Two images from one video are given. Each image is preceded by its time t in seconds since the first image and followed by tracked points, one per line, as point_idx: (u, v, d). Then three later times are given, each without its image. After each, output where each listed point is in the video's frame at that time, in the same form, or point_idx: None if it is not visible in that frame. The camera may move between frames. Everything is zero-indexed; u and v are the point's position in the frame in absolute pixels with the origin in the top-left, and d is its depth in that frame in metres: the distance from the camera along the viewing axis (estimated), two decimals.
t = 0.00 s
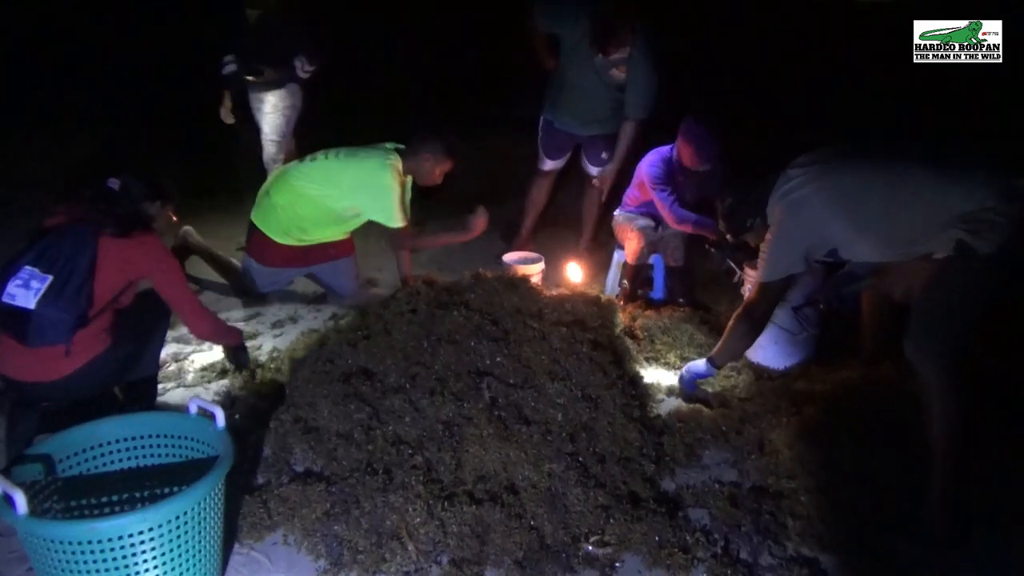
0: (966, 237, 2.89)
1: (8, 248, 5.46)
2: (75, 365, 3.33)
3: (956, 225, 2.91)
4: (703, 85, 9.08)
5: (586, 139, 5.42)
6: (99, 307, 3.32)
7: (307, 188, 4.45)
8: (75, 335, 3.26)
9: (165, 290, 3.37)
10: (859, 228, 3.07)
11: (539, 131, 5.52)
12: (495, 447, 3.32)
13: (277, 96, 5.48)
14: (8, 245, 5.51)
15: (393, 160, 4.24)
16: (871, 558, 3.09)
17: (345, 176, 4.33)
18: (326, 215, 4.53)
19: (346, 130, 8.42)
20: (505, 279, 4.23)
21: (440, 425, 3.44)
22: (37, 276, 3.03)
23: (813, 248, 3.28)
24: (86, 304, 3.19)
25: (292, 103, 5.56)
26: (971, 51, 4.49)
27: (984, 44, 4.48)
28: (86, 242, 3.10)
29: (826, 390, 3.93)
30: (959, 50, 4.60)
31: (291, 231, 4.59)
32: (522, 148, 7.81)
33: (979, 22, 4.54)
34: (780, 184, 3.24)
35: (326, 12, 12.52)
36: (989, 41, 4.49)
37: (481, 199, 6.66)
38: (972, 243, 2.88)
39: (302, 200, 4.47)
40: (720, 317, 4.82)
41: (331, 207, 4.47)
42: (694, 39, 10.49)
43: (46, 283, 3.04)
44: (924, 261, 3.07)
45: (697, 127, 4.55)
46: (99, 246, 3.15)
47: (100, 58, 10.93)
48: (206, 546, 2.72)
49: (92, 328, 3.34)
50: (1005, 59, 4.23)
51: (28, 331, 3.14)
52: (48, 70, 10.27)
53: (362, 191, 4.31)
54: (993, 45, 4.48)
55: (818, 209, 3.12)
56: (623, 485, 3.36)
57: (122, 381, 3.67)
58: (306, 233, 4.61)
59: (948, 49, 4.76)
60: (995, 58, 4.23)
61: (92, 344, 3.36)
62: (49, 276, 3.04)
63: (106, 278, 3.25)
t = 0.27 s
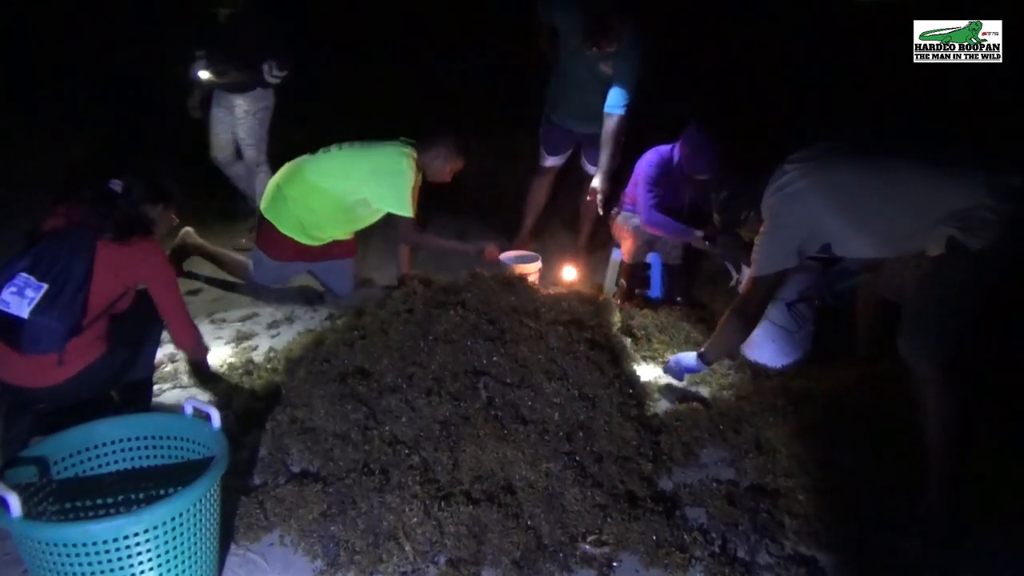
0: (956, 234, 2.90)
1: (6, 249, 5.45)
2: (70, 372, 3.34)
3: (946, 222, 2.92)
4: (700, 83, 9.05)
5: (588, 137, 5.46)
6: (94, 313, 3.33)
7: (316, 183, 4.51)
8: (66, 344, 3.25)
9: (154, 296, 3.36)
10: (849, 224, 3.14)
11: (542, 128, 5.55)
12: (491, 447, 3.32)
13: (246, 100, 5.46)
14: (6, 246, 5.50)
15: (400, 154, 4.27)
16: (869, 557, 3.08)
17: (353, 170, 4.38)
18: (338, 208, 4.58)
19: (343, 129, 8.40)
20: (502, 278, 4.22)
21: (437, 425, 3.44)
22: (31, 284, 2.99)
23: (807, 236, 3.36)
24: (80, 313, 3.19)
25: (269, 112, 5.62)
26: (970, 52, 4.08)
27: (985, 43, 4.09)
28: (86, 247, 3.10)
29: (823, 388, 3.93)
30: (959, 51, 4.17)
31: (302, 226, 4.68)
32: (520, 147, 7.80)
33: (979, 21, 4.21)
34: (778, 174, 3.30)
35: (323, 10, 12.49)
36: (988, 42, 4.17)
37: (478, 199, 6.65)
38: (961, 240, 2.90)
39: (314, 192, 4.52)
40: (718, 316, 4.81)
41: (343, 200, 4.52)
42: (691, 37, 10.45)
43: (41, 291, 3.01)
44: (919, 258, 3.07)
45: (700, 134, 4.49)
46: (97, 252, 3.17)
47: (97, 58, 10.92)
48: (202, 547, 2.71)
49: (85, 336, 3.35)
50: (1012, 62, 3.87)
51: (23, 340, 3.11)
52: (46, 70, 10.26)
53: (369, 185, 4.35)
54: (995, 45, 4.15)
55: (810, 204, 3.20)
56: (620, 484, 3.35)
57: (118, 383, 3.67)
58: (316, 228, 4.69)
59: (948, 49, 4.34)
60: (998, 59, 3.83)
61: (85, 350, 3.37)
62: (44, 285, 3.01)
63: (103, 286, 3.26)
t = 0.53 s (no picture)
0: (954, 232, 2.90)
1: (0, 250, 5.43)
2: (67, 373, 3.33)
3: (944, 221, 2.92)
4: (697, 81, 9.04)
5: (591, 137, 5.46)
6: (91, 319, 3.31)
7: (319, 182, 4.57)
8: (62, 346, 3.24)
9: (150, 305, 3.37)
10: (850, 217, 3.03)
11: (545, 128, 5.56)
12: (488, 447, 3.31)
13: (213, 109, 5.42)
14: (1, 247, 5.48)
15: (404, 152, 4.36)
16: (867, 556, 3.07)
17: (356, 169, 4.45)
18: (340, 207, 4.65)
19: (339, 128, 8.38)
20: (499, 278, 4.22)
21: (433, 425, 3.44)
22: (27, 286, 3.00)
23: (803, 241, 3.21)
24: (77, 316, 3.16)
25: (234, 128, 5.56)
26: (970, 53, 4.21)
27: (984, 44, 4.25)
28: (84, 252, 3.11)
29: (821, 387, 3.93)
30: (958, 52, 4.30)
31: (304, 225, 4.73)
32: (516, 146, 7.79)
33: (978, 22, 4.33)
34: (772, 175, 3.18)
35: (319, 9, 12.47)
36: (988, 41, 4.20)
37: (475, 199, 6.64)
38: (960, 238, 2.90)
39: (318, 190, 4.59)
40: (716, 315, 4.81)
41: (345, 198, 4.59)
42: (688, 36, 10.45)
43: (36, 293, 3.01)
44: (915, 257, 3.07)
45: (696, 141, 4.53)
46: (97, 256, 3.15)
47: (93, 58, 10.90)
48: (197, 549, 2.70)
49: (80, 340, 3.33)
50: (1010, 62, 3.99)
51: (17, 341, 3.10)
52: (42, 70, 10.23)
53: (371, 184, 4.43)
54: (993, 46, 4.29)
55: (810, 199, 3.05)
56: (618, 483, 3.34)
57: (113, 385, 3.66)
58: (318, 226, 4.75)
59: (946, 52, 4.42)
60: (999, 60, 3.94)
61: (79, 355, 3.36)
62: (40, 287, 3.01)
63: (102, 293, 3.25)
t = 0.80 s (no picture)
0: (952, 232, 2.89)
1: None
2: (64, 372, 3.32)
3: (942, 220, 2.90)
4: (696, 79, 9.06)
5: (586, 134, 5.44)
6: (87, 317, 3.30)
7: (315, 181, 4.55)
8: (59, 346, 3.23)
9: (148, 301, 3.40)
10: (848, 218, 2.95)
11: (542, 127, 5.56)
12: (484, 445, 3.31)
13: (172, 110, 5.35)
14: None
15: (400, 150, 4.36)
16: (864, 554, 3.07)
17: (352, 167, 4.44)
18: (340, 205, 4.64)
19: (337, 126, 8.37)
20: (496, 276, 4.22)
21: (429, 423, 3.43)
22: (24, 286, 2.95)
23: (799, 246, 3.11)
24: (74, 316, 3.15)
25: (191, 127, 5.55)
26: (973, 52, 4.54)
27: (985, 43, 4.54)
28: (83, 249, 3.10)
29: (818, 385, 3.93)
30: (960, 51, 4.70)
31: (303, 224, 4.75)
32: (515, 144, 7.80)
33: (978, 21, 4.62)
34: (767, 176, 3.10)
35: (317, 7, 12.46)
36: (988, 42, 4.55)
37: (473, 197, 6.64)
38: (958, 238, 2.88)
39: (316, 187, 4.57)
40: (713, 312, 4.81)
41: (343, 196, 4.58)
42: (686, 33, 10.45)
43: (33, 294, 2.96)
44: (912, 255, 3.06)
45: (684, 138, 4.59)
46: (91, 252, 3.13)
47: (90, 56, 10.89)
48: (192, 549, 2.69)
49: (76, 339, 3.31)
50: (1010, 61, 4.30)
51: (14, 341, 3.09)
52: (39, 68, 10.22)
53: (370, 182, 4.42)
54: (993, 46, 4.53)
55: (808, 199, 2.97)
56: (614, 482, 3.33)
57: (109, 384, 3.65)
58: (316, 225, 4.75)
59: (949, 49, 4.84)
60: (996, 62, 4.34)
61: (76, 354, 3.34)
62: (36, 287, 2.96)
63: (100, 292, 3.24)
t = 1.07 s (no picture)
0: (953, 229, 2.88)
1: None
2: (56, 370, 3.31)
3: (942, 217, 2.90)
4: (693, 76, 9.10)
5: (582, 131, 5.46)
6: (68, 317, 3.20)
7: (312, 177, 4.56)
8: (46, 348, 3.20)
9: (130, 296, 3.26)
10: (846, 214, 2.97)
11: (537, 125, 5.58)
12: (481, 442, 3.31)
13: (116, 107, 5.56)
14: None
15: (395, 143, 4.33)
16: (861, 551, 3.07)
17: (349, 164, 4.43)
18: (339, 201, 4.65)
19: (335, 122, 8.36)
20: (493, 273, 4.23)
21: (427, 420, 3.44)
22: None
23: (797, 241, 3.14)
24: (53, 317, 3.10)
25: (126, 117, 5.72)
26: (972, 51, 4.94)
27: (984, 44, 4.90)
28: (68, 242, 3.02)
29: (815, 382, 3.92)
30: (959, 50, 5.05)
31: (302, 222, 4.77)
32: (511, 141, 7.81)
33: (979, 23, 4.99)
34: (764, 172, 3.11)
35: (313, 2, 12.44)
36: (988, 42, 4.88)
37: (471, 194, 6.63)
38: (959, 236, 2.88)
39: (314, 184, 4.58)
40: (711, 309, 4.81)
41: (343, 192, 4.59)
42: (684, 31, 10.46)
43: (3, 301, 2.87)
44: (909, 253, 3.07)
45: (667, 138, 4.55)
46: (61, 246, 2.97)
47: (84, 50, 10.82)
48: (188, 546, 2.68)
49: (65, 337, 3.28)
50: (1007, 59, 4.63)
51: None
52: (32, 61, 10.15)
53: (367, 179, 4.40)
54: (993, 45, 4.91)
55: (805, 197, 2.98)
56: (612, 479, 3.32)
57: (105, 380, 3.63)
58: (317, 221, 4.78)
59: (946, 48, 5.22)
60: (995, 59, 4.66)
61: (67, 350, 3.32)
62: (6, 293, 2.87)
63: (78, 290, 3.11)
